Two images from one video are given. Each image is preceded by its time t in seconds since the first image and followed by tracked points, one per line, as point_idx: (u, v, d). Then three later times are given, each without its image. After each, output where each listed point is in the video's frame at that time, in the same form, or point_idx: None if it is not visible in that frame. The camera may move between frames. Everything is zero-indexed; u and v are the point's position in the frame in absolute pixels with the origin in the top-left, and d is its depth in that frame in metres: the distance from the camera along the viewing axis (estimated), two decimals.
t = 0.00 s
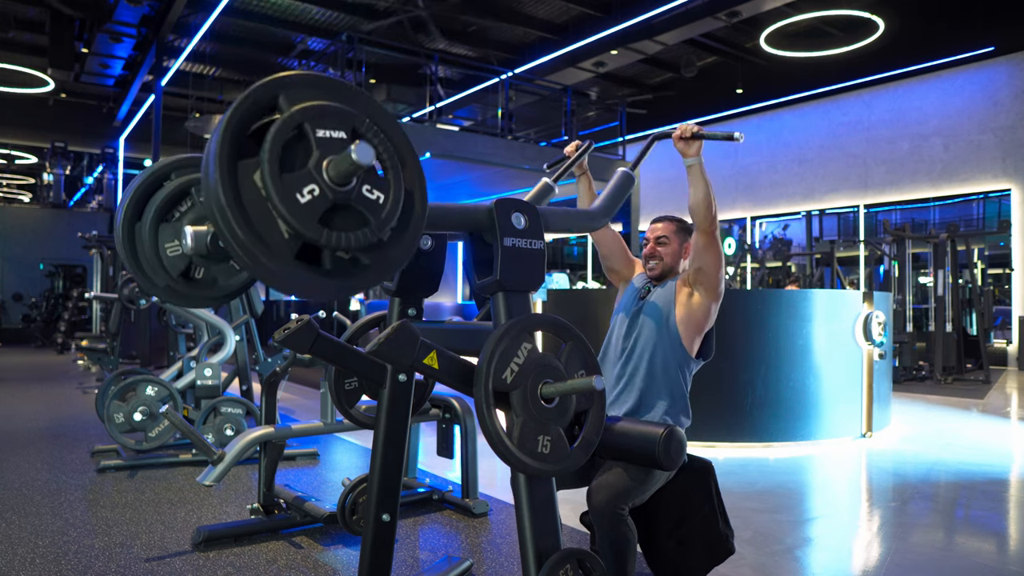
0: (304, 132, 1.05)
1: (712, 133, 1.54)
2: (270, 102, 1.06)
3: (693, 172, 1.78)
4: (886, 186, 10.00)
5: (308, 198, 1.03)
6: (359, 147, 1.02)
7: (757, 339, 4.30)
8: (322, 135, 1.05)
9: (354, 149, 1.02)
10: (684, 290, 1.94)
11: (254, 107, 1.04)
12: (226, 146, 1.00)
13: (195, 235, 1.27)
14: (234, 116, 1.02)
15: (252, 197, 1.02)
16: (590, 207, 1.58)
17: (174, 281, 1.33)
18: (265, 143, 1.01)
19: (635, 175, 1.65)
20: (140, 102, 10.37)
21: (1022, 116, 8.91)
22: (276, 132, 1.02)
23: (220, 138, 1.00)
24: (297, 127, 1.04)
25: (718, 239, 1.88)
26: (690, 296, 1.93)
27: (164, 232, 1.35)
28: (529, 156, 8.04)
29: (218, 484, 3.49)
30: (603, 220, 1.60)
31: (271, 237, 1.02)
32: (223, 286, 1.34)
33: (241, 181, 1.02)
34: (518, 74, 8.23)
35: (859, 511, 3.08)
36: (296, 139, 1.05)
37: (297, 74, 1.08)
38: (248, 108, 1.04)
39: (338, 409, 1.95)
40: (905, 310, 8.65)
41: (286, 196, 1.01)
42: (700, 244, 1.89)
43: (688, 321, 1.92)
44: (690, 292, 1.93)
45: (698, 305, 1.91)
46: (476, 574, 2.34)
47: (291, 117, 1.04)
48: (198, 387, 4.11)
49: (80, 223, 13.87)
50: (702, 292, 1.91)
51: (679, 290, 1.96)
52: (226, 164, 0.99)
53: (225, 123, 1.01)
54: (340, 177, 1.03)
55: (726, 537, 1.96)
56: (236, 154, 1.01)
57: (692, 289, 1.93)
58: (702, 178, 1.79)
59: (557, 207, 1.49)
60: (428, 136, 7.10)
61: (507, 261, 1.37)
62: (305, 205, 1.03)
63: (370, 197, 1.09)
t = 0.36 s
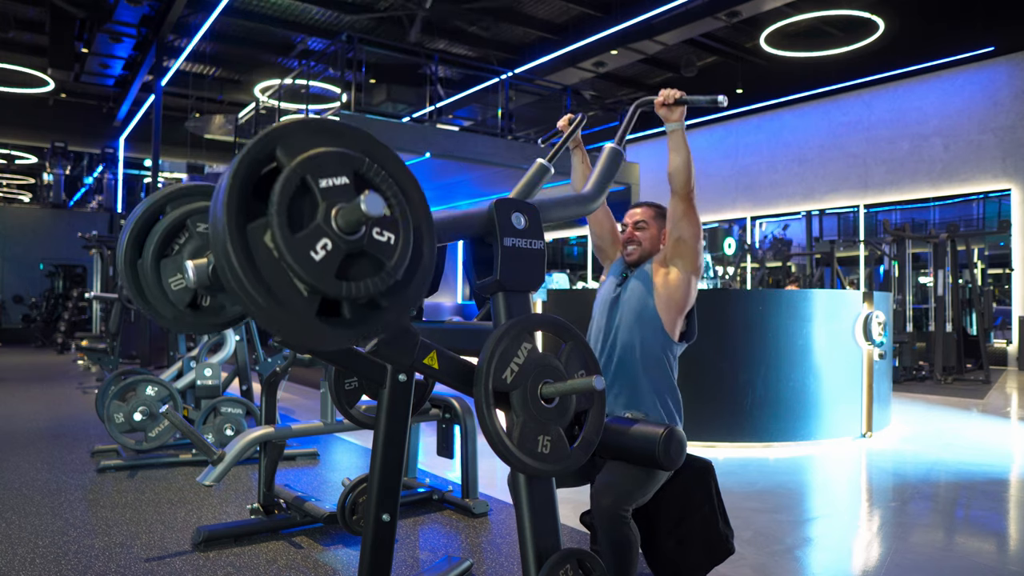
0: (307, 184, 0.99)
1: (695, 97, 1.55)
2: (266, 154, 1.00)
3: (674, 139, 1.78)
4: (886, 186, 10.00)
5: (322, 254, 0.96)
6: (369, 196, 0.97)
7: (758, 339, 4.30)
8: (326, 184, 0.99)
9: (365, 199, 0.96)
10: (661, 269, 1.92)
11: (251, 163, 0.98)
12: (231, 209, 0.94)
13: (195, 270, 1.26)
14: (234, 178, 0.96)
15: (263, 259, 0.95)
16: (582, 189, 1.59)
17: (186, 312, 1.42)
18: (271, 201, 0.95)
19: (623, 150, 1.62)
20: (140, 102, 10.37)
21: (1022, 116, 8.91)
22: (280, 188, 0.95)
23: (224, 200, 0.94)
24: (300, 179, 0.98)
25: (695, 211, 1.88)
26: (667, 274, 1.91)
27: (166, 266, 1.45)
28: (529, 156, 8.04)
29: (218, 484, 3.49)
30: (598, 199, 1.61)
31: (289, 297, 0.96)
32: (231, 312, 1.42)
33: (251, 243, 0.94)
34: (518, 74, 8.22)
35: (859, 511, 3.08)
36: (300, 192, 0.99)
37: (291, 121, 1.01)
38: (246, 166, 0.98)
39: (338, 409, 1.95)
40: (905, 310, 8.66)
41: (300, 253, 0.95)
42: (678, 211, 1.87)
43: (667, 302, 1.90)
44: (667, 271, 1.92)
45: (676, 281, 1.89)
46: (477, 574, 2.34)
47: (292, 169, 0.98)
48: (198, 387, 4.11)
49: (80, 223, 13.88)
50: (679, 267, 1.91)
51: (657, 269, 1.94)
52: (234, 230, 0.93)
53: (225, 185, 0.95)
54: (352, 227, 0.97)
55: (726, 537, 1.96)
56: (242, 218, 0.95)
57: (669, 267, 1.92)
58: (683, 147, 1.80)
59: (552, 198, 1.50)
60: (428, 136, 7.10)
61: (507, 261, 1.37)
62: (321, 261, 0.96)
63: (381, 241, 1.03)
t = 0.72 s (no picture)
0: (312, 216, 1.03)
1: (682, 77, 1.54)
2: (268, 189, 1.03)
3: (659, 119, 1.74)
4: (886, 186, 10.00)
5: (332, 284, 1.00)
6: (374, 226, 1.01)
7: (757, 339, 4.30)
8: (331, 213, 1.03)
9: (372, 228, 1.00)
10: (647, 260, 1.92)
11: (257, 201, 1.01)
12: (241, 247, 0.98)
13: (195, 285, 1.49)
14: (241, 216, 0.99)
15: (278, 294, 0.99)
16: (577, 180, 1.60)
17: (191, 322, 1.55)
18: (279, 235, 0.98)
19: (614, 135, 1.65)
20: (140, 102, 10.36)
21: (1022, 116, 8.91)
22: (287, 221, 0.99)
23: (234, 240, 0.98)
24: (305, 212, 1.02)
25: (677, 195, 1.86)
26: (654, 263, 1.90)
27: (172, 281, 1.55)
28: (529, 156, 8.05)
29: (218, 484, 3.49)
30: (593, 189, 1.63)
31: (305, 327, 1.01)
32: (232, 325, 1.56)
33: (263, 279, 0.99)
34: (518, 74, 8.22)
35: (859, 511, 3.08)
36: (307, 223, 1.03)
37: (293, 153, 1.05)
38: (251, 202, 1.01)
39: (338, 409, 1.95)
40: (905, 310, 8.66)
41: (312, 284, 0.99)
42: (662, 195, 1.85)
43: (656, 292, 1.88)
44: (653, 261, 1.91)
45: (662, 269, 1.88)
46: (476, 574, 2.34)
47: (298, 202, 1.01)
48: (198, 387, 4.12)
49: (80, 223, 13.89)
50: (665, 252, 1.90)
51: (643, 259, 1.93)
52: (248, 267, 0.97)
53: (233, 224, 0.99)
54: (358, 254, 1.01)
55: (726, 537, 1.96)
56: (254, 256, 0.99)
57: (654, 255, 1.92)
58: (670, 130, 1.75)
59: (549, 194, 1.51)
60: (428, 135, 7.10)
61: (507, 261, 1.37)
62: (332, 290, 1.00)
63: (389, 261, 1.06)
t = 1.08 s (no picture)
0: (307, 74, 0.95)
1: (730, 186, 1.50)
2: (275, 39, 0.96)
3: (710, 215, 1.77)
4: (886, 186, 10.00)
5: (305, 134, 0.93)
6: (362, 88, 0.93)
7: (758, 339, 4.30)
8: (325, 78, 0.96)
9: (355, 89, 0.92)
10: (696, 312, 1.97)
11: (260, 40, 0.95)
12: (227, 76, 0.91)
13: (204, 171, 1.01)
14: (241, 51, 0.92)
15: (250, 133, 0.91)
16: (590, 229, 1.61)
17: (169, 219, 1.06)
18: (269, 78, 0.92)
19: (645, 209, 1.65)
20: (140, 102, 10.37)
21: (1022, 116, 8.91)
22: (277, 71, 0.92)
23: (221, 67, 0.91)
24: (300, 68, 0.95)
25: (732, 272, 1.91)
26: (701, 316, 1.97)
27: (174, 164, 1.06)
28: (530, 156, 8.05)
29: (218, 484, 3.49)
30: (605, 245, 1.61)
31: (266, 167, 0.92)
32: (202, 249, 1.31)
33: (239, 111, 0.91)
34: (517, 74, 8.23)
35: (859, 511, 3.08)
36: (299, 80, 0.95)
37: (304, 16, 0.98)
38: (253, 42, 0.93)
39: (338, 409, 1.95)
40: (905, 310, 8.66)
41: (285, 128, 0.91)
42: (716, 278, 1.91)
43: (700, 340, 1.96)
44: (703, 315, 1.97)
45: (707, 325, 1.96)
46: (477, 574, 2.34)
47: (294, 58, 0.94)
48: (198, 387, 4.11)
49: (80, 223, 13.89)
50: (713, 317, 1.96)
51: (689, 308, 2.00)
52: (227, 95, 0.90)
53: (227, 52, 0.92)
54: (340, 117, 0.93)
55: (727, 538, 1.96)
56: (237, 86, 0.92)
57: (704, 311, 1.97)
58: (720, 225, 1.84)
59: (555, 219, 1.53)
60: (428, 135, 7.10)
61: (506, 261, 1.37)
62: (303, 140, 0.93)
63: (367, 141, 0.98)
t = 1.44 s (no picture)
0: None
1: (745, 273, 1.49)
2: None
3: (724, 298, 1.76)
4: (886, 186, 10.00)
5: (326, 35, 1.06)
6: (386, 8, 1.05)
7: (758, 338, 4.30)
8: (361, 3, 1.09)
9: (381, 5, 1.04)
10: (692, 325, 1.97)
11: None
12: None
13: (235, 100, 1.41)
14: None
15: (281, 24, 1.06)
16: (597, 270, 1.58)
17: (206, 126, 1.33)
18: None
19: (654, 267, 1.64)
20: (140, 102, 10.36)
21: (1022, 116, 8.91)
22: None
23: None
24: None
25: (742, 347, 1.87)
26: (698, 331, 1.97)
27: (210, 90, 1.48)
28: (530, 156, 8.06)
29: (218, 484, 3.49)
30: (612, 289, 1.60)
31: (282, 53, 1.05)
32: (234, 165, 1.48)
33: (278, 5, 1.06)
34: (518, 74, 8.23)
35: (859, 511, 3.08)
36: None
37: None
38: None
39: (338, 409, 1.95)
40: (905, 310, 8.66)
41: (308, 26, 1.05)
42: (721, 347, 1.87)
43: (697, 348, 1.98)
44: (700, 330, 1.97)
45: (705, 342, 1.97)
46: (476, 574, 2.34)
47: None
48: (198, 387, 4.11)
49: (80, 223, 13.89)
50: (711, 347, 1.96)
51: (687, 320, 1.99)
52: None
53: None
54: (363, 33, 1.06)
55: (727, 538, 1.95)
56: None
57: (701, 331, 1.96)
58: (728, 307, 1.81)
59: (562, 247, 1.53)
60: (429, 135, 7.10)
61: (507, 261, 1.37)
62: (322, 40, 1.06)
63: (381, 65, 1.11)
